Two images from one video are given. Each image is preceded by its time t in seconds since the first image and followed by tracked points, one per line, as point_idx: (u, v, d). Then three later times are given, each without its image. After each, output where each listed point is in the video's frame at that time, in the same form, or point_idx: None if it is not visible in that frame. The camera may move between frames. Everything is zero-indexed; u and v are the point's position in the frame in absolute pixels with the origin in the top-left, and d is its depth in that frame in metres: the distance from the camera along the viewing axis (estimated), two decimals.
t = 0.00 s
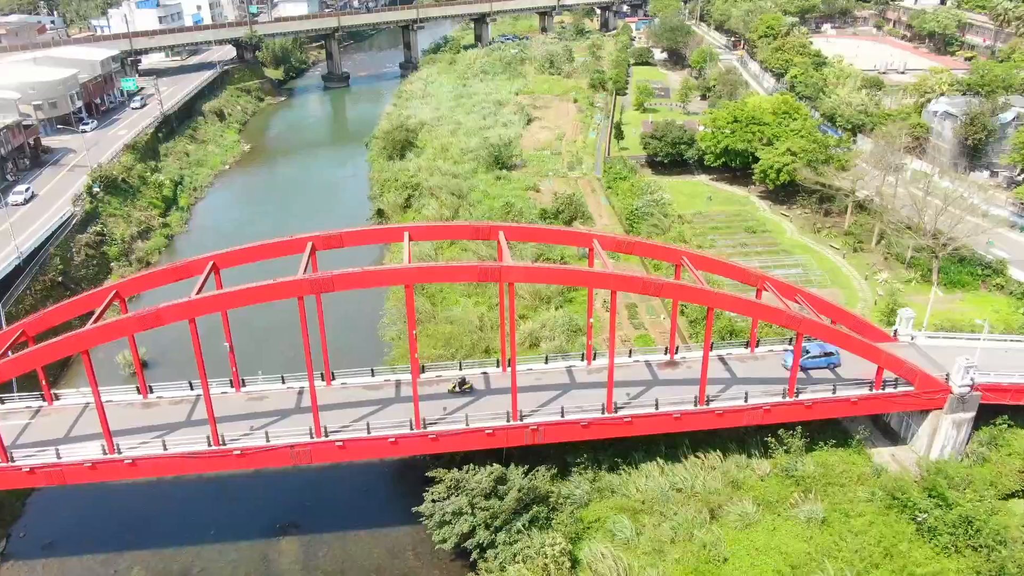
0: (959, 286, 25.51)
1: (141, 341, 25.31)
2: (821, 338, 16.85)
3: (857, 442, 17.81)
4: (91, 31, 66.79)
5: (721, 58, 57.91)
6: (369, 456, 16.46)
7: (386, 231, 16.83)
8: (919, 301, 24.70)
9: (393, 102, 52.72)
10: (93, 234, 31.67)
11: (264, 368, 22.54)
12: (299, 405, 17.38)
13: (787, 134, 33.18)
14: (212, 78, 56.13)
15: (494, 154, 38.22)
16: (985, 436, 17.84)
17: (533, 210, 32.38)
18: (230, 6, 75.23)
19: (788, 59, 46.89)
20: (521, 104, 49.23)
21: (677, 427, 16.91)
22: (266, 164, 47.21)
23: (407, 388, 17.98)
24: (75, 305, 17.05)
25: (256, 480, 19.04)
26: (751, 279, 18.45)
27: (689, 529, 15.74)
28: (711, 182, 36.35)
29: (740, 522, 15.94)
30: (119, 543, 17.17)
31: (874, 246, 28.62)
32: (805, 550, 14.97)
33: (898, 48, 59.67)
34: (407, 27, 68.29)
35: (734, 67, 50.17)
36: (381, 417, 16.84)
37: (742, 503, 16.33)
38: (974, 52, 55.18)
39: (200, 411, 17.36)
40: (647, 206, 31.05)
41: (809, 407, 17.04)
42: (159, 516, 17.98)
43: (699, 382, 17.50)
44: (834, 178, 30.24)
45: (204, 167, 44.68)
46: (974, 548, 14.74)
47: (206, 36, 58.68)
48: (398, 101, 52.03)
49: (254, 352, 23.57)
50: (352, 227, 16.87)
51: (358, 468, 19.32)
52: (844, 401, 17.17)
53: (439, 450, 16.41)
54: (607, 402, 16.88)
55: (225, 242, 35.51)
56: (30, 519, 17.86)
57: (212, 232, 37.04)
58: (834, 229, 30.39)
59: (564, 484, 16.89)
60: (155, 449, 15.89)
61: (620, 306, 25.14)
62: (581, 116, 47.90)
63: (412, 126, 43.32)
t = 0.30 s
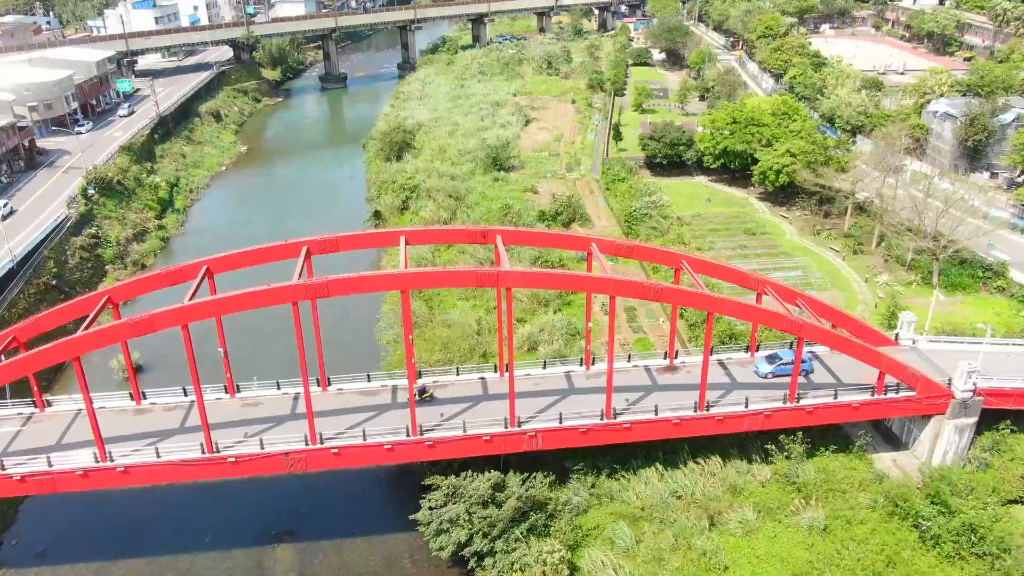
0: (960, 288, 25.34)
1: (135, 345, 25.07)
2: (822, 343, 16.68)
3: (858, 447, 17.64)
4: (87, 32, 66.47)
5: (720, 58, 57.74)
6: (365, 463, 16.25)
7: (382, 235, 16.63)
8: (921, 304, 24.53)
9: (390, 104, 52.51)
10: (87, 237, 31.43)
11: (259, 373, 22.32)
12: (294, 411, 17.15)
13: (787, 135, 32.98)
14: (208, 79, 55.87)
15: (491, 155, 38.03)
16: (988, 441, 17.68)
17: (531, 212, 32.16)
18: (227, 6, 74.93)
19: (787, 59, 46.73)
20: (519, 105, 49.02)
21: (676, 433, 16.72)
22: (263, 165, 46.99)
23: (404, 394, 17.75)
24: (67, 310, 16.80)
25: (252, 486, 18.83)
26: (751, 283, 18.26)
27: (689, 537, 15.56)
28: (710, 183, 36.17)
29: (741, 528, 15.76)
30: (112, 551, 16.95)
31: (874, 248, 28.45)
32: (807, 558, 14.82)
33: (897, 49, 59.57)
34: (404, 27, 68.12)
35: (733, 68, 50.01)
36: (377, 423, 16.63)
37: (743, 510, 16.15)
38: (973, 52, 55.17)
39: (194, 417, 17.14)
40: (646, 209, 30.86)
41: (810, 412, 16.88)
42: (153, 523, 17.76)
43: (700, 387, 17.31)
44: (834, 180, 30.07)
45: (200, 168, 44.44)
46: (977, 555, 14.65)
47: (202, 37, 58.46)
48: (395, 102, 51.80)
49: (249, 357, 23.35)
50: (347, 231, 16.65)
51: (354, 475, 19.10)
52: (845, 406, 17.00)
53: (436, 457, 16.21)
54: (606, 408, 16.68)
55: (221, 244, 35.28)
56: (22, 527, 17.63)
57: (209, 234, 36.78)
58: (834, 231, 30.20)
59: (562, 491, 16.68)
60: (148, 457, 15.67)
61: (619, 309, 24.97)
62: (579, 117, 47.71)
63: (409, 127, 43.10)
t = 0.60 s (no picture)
0: (961, 292, 25.12)
1: (128, 351, 24.74)
2: (824, 350, 16.42)
3: (861, 454, 17.40)
4: (83, 33, 66.11)
5: (718, 59, 57.48)
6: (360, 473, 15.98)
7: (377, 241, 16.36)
8: (923, 308, 24.31)
9: (387, 105, 52.25)
10: (81, 241, 31.14)
11: (254, 379, 22.05)
12: (289, 419, 16.88)
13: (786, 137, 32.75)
14: (205, 80, 55.55)
15: (489, 157, 37.75)
16: (992, 448, 17.45)
17: (530, 215, 31.89)
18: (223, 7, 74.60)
19: (786, 60, 46.51)
20: (517, 106, 48.76)
21: (676, 441, 16.49)
22: (259, 167, 46.72)
23: (400, 402, 17.49)
24: (56, 317, 16.48)
25: (246, 495, 18.56)
26: (752, 288, 18.00)
27: (690, 548, 15.30)
28: (709, 185, 35.92)
29: (742, 539, 15.51)
30: (103, 562, 16.66)
31: (875, 251, 28.22)
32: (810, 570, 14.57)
33: (896, 49, 59.34)
34: (402, 28, 67.86)
35: (732, 69, 49.80)
36: (372, 432, 16.36)
37: (744, 519, 15.90)
38: (973, 53, 54.96)
39: (186, 426, 16.85)
40: (645, 211, 30.59)
41: (812, 420, 16.64)
42: (145, 533, 17.48)
43: (700, 395, 17.05)
44: (834, 181, 29.87)
45: (196, 170, 44.12)
46: (983, 566, 14.39)
47: (199, 37, 58.16)
48: (393, 103, 51.55)
49: (244, 363, 23.08)
50: (342, 237, 16.38)
51: (350, 482, 18.82)
52: (848, 413, 16.77)
53: (432, 466, 15.95)
54: (605, 416, 16.44)
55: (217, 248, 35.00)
56: (12, 537, 17.34)
57: (204, 237, 36.46)
58: (834, 234, 29.96)
59: (561, 500, 16.41)
60: (139, 467, 15.39)
61: (618, 313, 24.73)
62: (577, 118, 47.45)
63: (406, 129, 42.82)
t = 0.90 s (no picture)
0: (965, 296, 24.82)
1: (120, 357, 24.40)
2: (828, 358, 16.11)
3: (865, 464, 17.10)
4: (79, 34, 65.72)
5: (717, 59, 57.18)
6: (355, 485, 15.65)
7: (373, 247, 15.99)
8: (925, 313, 24.03)
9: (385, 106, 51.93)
10: (74, 244, 30.78)
11: (247, 387, 21.71)
12: (282, 429, 16.55)
13: (787, 139, 32.49)
14: (201, 81, 55.20)
15: (487, 159, 37.40)
16: (998, 457, 17.16)
17: (528, 218, 31.57)
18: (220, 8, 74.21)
19: (785, 60, 46.23)
20: (515, 108, 48.46)
21: (677, 451, 16.18)
22: (256, 169, 46.39)
23: (395, 411, 17.16)
24: (45, 326, 16.13)
25: (238, 505, 18.23)
26: (754, 295, 17.66)
27: (692, 561, 14.98)
28: (709, 187, 35.59)
29: (745, 551, 15.19)
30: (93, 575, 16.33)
31: (876, 254, 27.92)
32: None
33: (896, 50, 59.08)
34: (400, 29, 67.54)
35: (732, 69, 49.54)
36: (366, 443, 16.03)
37: (746, 531, 15.58)
38: (973, 53, 54.72)
39: (177, 437, 16.51)
40: (644, 214, 30.30)
41: (815, 429, 16.35)
42: (136, 545, 17.14)
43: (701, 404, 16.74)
44: (835, 184, 29.58)
45: (192, 172, 43.78)
46: None
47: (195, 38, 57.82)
48: (390, 104, 51.24)
49: (239, 370, 22.75)
50: (336, 243, 16.01)
51: (345, 492, 18.49)
52: (852, 422, 16.46)
53: (429, 478, 15.65)
54: (604, 426, 16.12)
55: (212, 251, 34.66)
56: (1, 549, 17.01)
57: (200, 241, 36.08)
58: (835, 236, 29.67)
59: (560, 511, 16.09)
60: (129, 480, 15.06)
61: (617, 318, 24.42)
62: (576, 119, 47.16)
63: (403, 131, 42.49)
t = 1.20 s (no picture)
0: (969, 301, 24.47)
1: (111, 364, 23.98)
2: (833, 369, 15.75)
3: (870, 475, 16.75)
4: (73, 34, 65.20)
5: (716, 60, 56.80)
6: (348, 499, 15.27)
7: (367, 255, 15.60)
8: (929, 318, 23.69)
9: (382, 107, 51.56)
10: (66, 249, 30.35)
11: (240, 396, 21.31)
12: (274, 441, 16.17)
13: (788, 142, 32.13)
14: (196, 82, 54.78)
15: (485, 161, 36.97)
16: (1005, 468, 16.82)
17: (525, 221, 31.18)
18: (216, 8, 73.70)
19: (785, 61, 45.86)
20: (513, 109, 48.06)
21: (678, 463, 15.82)
22: (252, 171, 45.97)
23: (390, 422, 16.77)
24: (29, 338, 15.69)
25: (230, 517, 17.82)
26: (756, 303, 17.28)
27: None
28: (709, 190, 35.20)
29: (748, 566, 14.83)
30: None
31: (879, 258, 27.56)
32: None
33: (896, 50, 58.74)
34: (397, 29, 67.15)
35: (731, 71, 49.18)
36: (359, 456, 15.64)
37: (749, 545, 15.21)
38: (974, 54, 54.41)
39: (166, 449, 16.11)
40: (644, 217, 29.94)
41: (820, 440, 15.99)
42: (124, 559, 16.74)
43: (703, 414, 16.37)
44: (836, 187, 29.25)
45: (187, 174, 43.36)
46: None
47: (190, 39, 57.40)
48: (387, 106, 50.86)
49: (232, 378, 22.37)
50: (329, 251, 15.61)
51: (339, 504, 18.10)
52: (857, 433, 16.11)
53: (425, 491, 15.28)
54: (604, 438, 15.74)
55: (207, 256, 34.37)
56: None
57: (194, 245, 35.67)
58: (837, 240, 29.29)
59: (559, 526, 15.73)
60: (116, 495, 14.66)
61: (617, 324, 24.06)
62: (575, 121, 46.77)
63: (400, 133, 42.09)
